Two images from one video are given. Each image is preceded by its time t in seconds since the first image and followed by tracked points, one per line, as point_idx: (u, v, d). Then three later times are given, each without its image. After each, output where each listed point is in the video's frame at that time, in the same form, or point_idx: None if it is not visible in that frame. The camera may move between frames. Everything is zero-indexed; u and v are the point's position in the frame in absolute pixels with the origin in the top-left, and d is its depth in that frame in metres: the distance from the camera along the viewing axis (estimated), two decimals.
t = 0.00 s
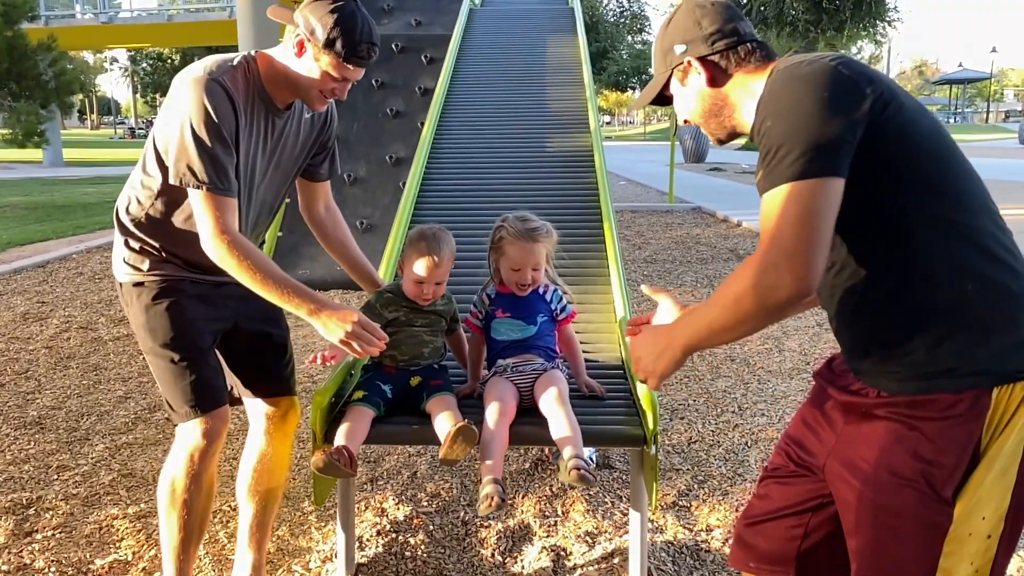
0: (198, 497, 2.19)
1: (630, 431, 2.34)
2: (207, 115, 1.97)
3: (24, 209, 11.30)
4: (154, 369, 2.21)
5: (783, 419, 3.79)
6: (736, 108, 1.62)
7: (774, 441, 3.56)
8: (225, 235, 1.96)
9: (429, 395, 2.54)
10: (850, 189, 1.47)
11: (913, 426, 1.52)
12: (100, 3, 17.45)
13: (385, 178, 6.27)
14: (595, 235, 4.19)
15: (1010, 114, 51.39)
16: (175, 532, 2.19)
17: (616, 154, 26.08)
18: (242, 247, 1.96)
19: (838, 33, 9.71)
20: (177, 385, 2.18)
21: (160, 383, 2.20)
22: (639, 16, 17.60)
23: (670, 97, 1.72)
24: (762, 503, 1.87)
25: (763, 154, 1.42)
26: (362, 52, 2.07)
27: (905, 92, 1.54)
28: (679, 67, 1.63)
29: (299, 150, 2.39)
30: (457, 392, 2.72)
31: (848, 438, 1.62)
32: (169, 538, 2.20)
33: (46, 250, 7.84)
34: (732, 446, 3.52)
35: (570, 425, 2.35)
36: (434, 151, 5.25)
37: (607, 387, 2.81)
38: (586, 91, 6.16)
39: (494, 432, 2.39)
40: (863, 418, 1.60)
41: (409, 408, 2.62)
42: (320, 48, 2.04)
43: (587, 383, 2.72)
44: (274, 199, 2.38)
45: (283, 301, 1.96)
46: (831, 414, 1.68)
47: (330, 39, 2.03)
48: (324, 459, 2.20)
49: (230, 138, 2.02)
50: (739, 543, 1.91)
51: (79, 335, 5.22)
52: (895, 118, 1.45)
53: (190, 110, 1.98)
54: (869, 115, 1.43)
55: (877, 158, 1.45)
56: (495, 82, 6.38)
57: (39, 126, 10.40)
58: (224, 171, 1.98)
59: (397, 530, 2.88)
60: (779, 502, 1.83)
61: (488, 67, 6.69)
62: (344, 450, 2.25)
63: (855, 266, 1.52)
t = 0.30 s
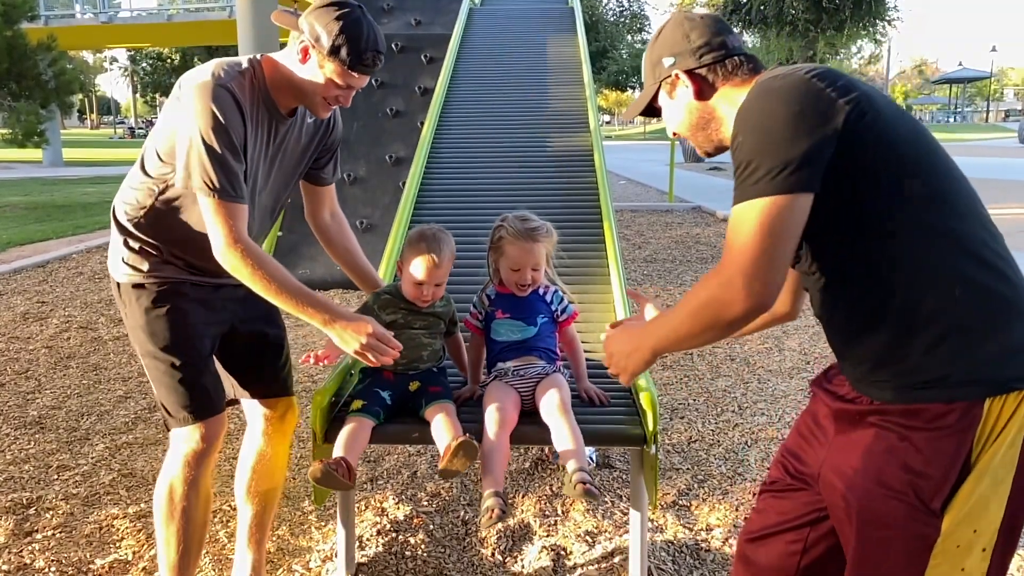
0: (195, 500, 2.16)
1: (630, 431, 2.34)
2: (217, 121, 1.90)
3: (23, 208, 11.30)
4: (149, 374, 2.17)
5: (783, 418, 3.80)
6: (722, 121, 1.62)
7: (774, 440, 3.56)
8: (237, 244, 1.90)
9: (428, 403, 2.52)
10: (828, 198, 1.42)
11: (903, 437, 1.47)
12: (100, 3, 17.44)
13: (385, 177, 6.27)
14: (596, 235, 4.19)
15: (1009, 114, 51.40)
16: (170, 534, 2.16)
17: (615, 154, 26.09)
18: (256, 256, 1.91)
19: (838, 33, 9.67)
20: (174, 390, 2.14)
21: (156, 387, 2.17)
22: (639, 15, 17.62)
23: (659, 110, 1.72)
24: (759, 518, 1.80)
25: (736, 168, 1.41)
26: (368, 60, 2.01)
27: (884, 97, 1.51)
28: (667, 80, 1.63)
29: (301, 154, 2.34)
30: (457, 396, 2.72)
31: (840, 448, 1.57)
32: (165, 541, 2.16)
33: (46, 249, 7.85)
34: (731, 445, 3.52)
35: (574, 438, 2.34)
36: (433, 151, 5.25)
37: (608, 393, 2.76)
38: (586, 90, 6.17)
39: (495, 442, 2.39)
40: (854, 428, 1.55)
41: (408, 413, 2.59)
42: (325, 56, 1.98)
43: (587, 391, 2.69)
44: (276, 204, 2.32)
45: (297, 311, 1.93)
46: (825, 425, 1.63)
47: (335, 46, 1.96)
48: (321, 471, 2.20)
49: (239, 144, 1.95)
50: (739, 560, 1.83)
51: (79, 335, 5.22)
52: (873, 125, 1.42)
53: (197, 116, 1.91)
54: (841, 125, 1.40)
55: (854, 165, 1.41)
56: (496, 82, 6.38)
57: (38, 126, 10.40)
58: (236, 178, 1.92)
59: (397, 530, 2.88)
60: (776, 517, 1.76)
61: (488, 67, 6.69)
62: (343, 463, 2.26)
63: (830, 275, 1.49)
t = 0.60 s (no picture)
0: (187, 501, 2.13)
1: (631, 430, 2.34)
2: (225, 127, 1.84)
3: (24, 208, 11.30)
4: (143, 378, 2.14)
5: (784, 417, 3.80)
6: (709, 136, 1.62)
7: (774, 439, 3.56)
8: (250, 254, 1.85)
9: (428, 410, 2.47)
10: (797, 212, 1.43)
11: (891, 447, 1.43)
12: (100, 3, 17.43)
13: (385, 176, 6.27)
14: (595, 234, 4.19)
15: (1009, 113, 51.41)
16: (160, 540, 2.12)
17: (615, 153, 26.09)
18: (270, 265, 1.87)
19: (838, 32, 9.66)
20: (169, 399, 2.11)
21: (149, 392, 2.14)
22: (639, 15, 17.65)
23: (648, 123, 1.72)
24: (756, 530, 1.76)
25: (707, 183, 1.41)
26: (373, 68, 1.98)
27: (868, 110, 1.48)
28: (655, 93, 1.63)
29: (300, 160, 2.30)
30: (459, 398, 2.72)
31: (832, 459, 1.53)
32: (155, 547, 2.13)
33: (46, 249, 7.85)
34: (732, 444, 3.52)
35: (578, 457, 2.29)
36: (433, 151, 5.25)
37: (608, 390, 2.79)
38: (586, 89, 6.16)
39: (495, 455, 2.35)
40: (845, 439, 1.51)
41: (409, 416, 2.57)
42: (329, 62, 1.95)
43: (588, 394, 2.67)
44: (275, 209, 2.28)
45: (311, 322, 1.90)
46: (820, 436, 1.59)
47: (339, 53, 1.93)
48: (322, 489, 2.20)
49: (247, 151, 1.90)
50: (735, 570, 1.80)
51: (80, 335, 5.23)
52: (849, 137, 1.40)
53: (203, 122, 1.85)
54: (809, 145, 1.38)
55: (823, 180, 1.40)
56: (496, 81, 6.37)
57: (38, 126, 10.40)
58: (247, 186, 1.87)
59: (397, 530, 2.88)
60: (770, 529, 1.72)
61: (488, 66, 6.69)
62: (342, 476, 2.25)
63: (802, 282, 1.49)
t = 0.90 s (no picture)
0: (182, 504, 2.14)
1: (631, 431, 2.34)
2: (233, 138, 1.82)
3: (25, 208, 11.30)
4: (138, 384, 2.13)
5: (784, 417, 3.79)
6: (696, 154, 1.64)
7: (774, 439, 3.56)
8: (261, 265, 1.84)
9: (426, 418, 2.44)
10: (765, 228, 1.45)
11: (879, 453, 1.42)
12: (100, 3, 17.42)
13: (385, 176, 6.27)
14: (596, 234, 4.19)
15: (1010, 112, 51.37)
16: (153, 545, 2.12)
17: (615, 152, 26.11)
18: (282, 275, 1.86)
19: (838, 31, 9.65)
20: (166, 405, 2.10)
21: (144, 398, 2.13)
22: (639, 14, 17.66)
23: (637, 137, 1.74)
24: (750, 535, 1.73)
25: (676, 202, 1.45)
26: (378, 76, 1.96)
27: (848, 126, 1.47)
28: (644, 108, 1.64)
29: (302, 166, 2.29)
30: (460, 400, 2.72)
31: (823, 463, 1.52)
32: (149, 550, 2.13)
33: (46, 248, 7.86)
34: (732, 444, 3.52)
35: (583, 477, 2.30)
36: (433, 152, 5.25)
37: (609, 390, 2.78)
38: (586, 89, 6.16)
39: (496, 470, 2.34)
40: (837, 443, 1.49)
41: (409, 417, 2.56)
42: (334, 70, 1.94)
43: (589, 396, 2.64)
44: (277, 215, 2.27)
45: (324, 333, 1.92)
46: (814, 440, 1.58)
47: (345, 61, 1.92)
48: (326, 510, 2.25)
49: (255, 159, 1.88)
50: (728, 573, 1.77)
51: (80, 334, 5.23)
52: (824, 155, 1.41)
53: (209, 131, 1.83)
54: (774, 170, 1.40)
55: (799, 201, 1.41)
56: (496, 81, 6.37)
57: (38, 125, 10.39)
58: (256, 196, 1.85)
59: (397, 529, 2.88)
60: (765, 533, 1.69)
61: (489, 65, 6.69)
62: (343, 492, 2.29)
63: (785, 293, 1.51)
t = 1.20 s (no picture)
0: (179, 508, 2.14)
1: (632, 431, 2.34)
2: (240, 147, 1.81)
3: (26, 207, 11.32)
4: (135, 391, 2.12)
5: (785, 416, 3.79)
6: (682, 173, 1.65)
7: (775, 438, 3.56)
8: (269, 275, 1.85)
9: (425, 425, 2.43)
10: (731, 249, 1.49)
11: (867, 454, 1.42)
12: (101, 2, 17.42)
13: (386, 175, 6.28)
14: (596, 233, 4.20)
15: (1011, 111, 51.34)
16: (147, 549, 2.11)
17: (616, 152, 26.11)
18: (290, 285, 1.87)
19: (839, 30, 9.64)
20: (164, 411, 2.10)
21: (140, 406, 2.12)
22: (639, 13, 17.68)
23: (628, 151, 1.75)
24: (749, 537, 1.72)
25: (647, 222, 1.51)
26: (383, 83, 1.96)
27: (827, 148, 1.48)
28: (634, 125, 1.65)
29: (305, 172, 2.28)
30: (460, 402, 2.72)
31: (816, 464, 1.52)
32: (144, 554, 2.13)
33: (48, 248, 7.87)
34: (733, 443, 3.52)
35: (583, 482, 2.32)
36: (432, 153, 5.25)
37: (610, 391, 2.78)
38: (586, 88, 6.16)
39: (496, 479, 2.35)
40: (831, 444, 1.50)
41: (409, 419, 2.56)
42: (338, 77, 1.94)
43: (592, 398, 2.61)
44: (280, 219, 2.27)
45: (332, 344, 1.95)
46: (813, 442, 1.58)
47: (350, 69, 1.92)
48: (328, 524, 2.27)
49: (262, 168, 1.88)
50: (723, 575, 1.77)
51: (81, 334, 5.23)
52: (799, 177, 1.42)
53: (215, 142, 1.82)
54: (740, 199, 1.43)
55: (772, 227, 1.43)
56: (496, 80, 6.37)
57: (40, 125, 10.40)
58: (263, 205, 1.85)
59: (398, 529, 2.88)
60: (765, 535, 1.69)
61: (489, 65, 6.70)
62: (347, 506, 2.31)
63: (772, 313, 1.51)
